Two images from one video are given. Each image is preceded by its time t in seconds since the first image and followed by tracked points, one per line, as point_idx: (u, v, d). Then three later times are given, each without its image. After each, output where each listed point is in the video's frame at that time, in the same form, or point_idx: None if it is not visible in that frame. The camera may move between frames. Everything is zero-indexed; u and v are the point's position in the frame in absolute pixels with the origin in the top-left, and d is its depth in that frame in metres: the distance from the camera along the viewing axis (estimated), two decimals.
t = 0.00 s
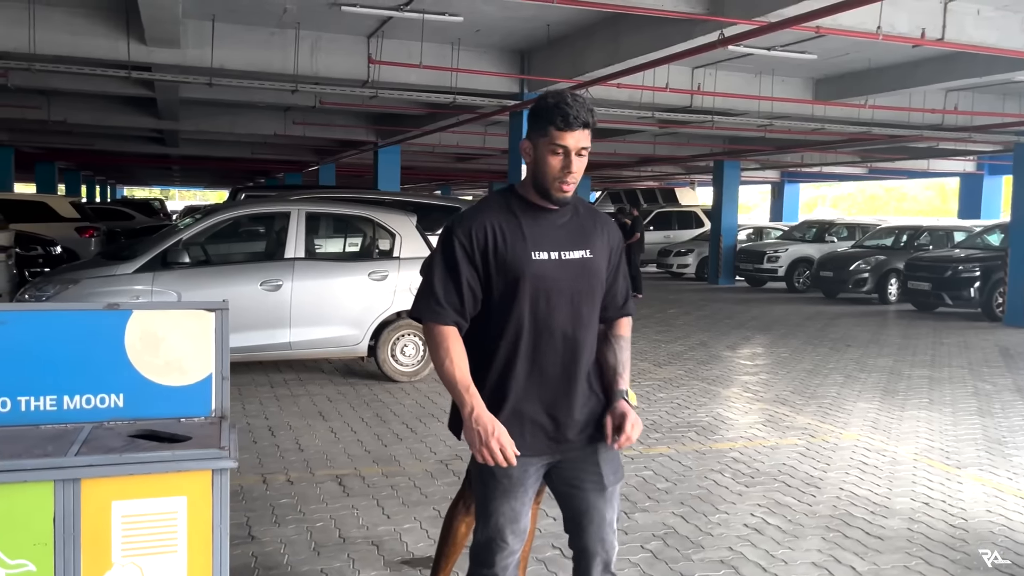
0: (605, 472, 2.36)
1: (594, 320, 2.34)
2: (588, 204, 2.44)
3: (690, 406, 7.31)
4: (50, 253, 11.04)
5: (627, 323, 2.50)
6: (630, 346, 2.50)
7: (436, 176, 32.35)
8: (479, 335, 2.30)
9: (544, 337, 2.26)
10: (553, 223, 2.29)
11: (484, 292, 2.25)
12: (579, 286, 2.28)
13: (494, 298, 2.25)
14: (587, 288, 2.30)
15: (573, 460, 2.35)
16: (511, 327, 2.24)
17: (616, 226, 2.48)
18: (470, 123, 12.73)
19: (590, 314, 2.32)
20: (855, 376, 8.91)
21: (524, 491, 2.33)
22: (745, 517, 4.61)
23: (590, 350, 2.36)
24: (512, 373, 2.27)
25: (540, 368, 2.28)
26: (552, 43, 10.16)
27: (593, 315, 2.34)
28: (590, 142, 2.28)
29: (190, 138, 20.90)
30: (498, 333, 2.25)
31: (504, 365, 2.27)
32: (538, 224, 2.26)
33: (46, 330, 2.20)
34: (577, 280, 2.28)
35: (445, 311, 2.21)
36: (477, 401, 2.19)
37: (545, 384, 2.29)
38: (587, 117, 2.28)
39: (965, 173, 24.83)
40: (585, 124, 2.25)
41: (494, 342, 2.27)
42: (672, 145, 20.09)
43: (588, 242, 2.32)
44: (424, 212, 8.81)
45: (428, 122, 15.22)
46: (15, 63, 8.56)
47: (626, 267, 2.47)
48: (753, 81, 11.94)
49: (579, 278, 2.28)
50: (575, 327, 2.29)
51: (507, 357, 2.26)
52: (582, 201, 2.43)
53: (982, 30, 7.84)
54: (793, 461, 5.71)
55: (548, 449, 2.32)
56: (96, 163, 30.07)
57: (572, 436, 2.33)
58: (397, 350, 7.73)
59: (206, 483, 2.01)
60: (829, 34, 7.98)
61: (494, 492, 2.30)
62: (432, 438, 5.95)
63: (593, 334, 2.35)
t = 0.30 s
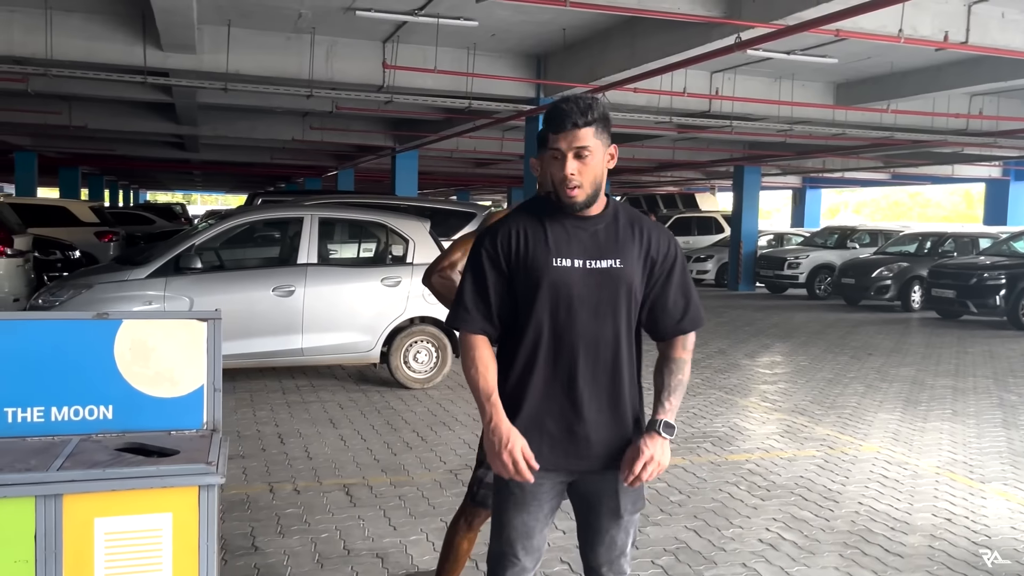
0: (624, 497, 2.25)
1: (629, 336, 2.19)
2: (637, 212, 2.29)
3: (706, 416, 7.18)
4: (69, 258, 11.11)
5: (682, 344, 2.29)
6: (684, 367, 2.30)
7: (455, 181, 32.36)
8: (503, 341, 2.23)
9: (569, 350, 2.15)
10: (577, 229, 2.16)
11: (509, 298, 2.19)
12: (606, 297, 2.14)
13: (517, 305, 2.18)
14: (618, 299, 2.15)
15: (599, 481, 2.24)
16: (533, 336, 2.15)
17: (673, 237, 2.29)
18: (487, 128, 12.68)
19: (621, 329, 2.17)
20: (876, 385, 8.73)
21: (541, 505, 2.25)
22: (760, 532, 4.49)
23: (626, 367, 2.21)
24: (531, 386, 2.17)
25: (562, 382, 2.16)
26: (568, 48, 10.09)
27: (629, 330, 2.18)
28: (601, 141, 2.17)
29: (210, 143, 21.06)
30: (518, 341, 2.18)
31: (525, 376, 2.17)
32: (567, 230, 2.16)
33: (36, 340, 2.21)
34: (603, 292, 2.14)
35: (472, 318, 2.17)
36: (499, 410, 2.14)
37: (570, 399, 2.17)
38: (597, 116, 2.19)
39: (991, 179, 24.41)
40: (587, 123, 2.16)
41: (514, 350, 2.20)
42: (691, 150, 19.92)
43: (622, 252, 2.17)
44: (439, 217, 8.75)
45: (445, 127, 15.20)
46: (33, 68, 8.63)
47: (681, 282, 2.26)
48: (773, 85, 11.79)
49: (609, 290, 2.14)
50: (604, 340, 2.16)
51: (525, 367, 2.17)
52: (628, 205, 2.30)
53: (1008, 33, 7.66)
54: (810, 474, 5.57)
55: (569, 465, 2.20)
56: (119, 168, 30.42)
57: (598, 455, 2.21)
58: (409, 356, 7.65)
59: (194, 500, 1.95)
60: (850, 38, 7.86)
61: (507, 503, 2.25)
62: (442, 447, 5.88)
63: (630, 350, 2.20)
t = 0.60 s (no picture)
0: (622, 526, 2.11)
1: (625, 352, 2.03)
2: (660, 219, 2.11)
3: (721, 427, 7.03)
4: (87, 262, 11.19)
5: (697, 368, 2.03)
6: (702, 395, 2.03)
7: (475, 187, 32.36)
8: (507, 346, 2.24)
9: (557, 360, 2.07)
10: (570, 242, 2.09)
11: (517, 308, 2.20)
12: (597, 308, 2.03)
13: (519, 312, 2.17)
14: (609, 311, 2.02)
15: (598, 503, 2.12)
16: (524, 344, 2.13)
17: (693, 247, 2.05)
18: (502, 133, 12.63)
19: (614, 344, 2.03)
20: (897, 395, 8.53)
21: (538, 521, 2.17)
22: (771, 548, 4.36)
23: (624, 386, 2.05)
24: (525, 393, 2.13)
25: (553, 391, 2.08)
26: (583, 53, 10.02)
27: (625, 344, 2.03)
28: (578, 149, 2.06)
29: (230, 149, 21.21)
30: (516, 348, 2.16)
31: (518, 383, 2.15)
32: (565, 236, 2.10)
33: (14, 349, 2.18)
34: (592, 301, 2.03)
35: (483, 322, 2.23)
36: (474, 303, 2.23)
37: (559, 412, 2.08)
38: (574, 124, 2.07)
39: (1019, 185, 23.96)
40: (559, 133, 2.06)
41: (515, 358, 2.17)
42: (711, 155, 19.73)
43: (616, 260, 2.03)
44: (452, 223, 8.68)
45: (462, 133, 15.17)
46: (50, 74, 8.71)
47: (696, 297, 2.01)
48: (792, 90, 11.62)
49: (599, 299, 2.03)
50: (593, 353, 2.04)
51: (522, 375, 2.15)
52: (647, 210, 2.13)
53: None
54: (825, 487, 5.42)
55: (559, 482, 2.10)
56: (142, 173, 30.76)
57: (590, 476, 2.08)
58: (420, 364, 7.61)
59: (169, 517, 1.90)
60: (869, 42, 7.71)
61: (504, 513, 2.18)
62: (450, 457, 5.80)
63: (628, 367, 2.04)
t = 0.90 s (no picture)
0: (603, 552, 2.00)
1: (605, 363, 1.96)
2: (654, 228, 2.02)
3: (736, 438, 6.90)
4: (105, 268, 11.28)
5: (679, 384, 1.88)
6: (683, 413, 1.87)
7: (493, 193, 32.36)
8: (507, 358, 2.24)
9: (541, 369, 2.04)
10: (558, 250, 2.08)
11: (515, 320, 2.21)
12: (575, 318, 1.98)
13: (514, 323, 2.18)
14: (589, 319, 1.96)
15: (580, 523, 2.03)
16: (514, 353, 2.13)
17: (681, 255, 1.93)
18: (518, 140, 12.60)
19: (592, 354, 1.96)
20: (917, 407, 8.35)
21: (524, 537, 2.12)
22: (783, 565, 4.25)
23: (605, 399, 1.97)
24: (513, 403, 2.12)
25: (535, 403, 2.05)
26: (599, 59, 9.97)
27: (605, 355, 1.95)
28: (555, 159, 2.04)
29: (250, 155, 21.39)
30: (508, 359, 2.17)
31: (509, 392, 2.14)
32: (556, 248, 2.09)
33: None
34: (571, 310, 1.99)
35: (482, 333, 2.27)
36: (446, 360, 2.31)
37: (542, 423, 2.04)
38: (554, 135, 2.06)
39: None
40: (538, 144, 2.07)
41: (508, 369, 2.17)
42: (731, 162, 19.57)
43: (598, 268, 1.97)
44: (466, 230, 8.63)
45: (479, 139, 15.13)
46: (68, 81, 8.80)
47: (679, 308, 1.88)
48: (812, 97, 11.48)
49: (578, 308, 1.98)
50: (573, 363, 1.98)
51: (510, 385, 2.14)
52: (642, 220, 2.05)
53: None
54: (840, 502, 5.29)
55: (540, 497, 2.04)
56: (164, 179, 31.10)
57: (569, 492, 2.00)
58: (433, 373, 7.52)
59: (147, 534, 1.91)
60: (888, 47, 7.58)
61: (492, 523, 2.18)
62: (459, 467, 5.73)
63: (608, 378, 1.96)
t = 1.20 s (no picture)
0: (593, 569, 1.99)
1: (584, 371, 1.94)
2: (640, 232, 1.97)
3: (750, 446, 6.81)
4: (122, 271, 11.38)
5: (655, 392, 1.83)
6: (658, 422, 1.82)
7: (510, 199, 32.37)
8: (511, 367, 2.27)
9: (532, 378, 2.06)
10: (548, 257, 2.10)
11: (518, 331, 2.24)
12: (555, 326, 1.98)
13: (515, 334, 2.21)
14: (568, 328, 1.95)
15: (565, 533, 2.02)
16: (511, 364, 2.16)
17: (661, 260, 1.88)
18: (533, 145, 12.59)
19: (571, 363, 1.95)
20: (936, 416, 8.21)
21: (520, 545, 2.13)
22: None
23: (589, 409, 1.96)
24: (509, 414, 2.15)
25: (524, 412, 2.08)
26: (614, 65, 9.94)
27: (587, 362, 1.94)
28: (540, 165, 2.06)
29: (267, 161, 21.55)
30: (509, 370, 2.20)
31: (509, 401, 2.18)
32: (549, 258, 2.09)
33: None
34: (555, 317, 1.98)
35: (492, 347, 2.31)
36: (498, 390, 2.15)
37: (533, 434, 2.06)
38: (543, 141, 2.08)
39: None
40: (527, 150, 2.10)
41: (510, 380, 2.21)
42: (748, 167, 19.43)
43: (578, 275, 1.95)
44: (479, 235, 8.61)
45: (495, 145, 15.13)
46: (85, 86, 8.91)
47: (655, 313, 1.83)
48: (829, 102, 11.37)
49: (558, 316, 1.97)
50: (559, 372, 1.98)
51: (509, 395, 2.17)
52: (631, 224, 2.00)
53: None
54: (856, 513, 5.19)
55: (531, 507, 2.05)
56: (183, 184, 31.37)
57: (557, 502, 2.00)
58: (444, 377, 7.29)
59: (140, 542, 2.04)
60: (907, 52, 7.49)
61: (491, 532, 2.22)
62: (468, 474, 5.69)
63: (592, 387, 1.95)
